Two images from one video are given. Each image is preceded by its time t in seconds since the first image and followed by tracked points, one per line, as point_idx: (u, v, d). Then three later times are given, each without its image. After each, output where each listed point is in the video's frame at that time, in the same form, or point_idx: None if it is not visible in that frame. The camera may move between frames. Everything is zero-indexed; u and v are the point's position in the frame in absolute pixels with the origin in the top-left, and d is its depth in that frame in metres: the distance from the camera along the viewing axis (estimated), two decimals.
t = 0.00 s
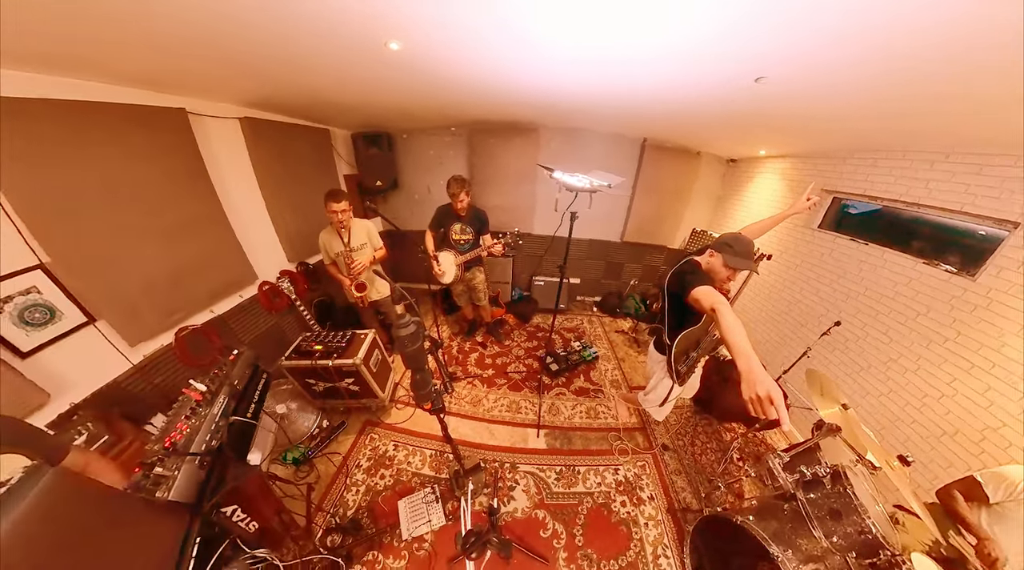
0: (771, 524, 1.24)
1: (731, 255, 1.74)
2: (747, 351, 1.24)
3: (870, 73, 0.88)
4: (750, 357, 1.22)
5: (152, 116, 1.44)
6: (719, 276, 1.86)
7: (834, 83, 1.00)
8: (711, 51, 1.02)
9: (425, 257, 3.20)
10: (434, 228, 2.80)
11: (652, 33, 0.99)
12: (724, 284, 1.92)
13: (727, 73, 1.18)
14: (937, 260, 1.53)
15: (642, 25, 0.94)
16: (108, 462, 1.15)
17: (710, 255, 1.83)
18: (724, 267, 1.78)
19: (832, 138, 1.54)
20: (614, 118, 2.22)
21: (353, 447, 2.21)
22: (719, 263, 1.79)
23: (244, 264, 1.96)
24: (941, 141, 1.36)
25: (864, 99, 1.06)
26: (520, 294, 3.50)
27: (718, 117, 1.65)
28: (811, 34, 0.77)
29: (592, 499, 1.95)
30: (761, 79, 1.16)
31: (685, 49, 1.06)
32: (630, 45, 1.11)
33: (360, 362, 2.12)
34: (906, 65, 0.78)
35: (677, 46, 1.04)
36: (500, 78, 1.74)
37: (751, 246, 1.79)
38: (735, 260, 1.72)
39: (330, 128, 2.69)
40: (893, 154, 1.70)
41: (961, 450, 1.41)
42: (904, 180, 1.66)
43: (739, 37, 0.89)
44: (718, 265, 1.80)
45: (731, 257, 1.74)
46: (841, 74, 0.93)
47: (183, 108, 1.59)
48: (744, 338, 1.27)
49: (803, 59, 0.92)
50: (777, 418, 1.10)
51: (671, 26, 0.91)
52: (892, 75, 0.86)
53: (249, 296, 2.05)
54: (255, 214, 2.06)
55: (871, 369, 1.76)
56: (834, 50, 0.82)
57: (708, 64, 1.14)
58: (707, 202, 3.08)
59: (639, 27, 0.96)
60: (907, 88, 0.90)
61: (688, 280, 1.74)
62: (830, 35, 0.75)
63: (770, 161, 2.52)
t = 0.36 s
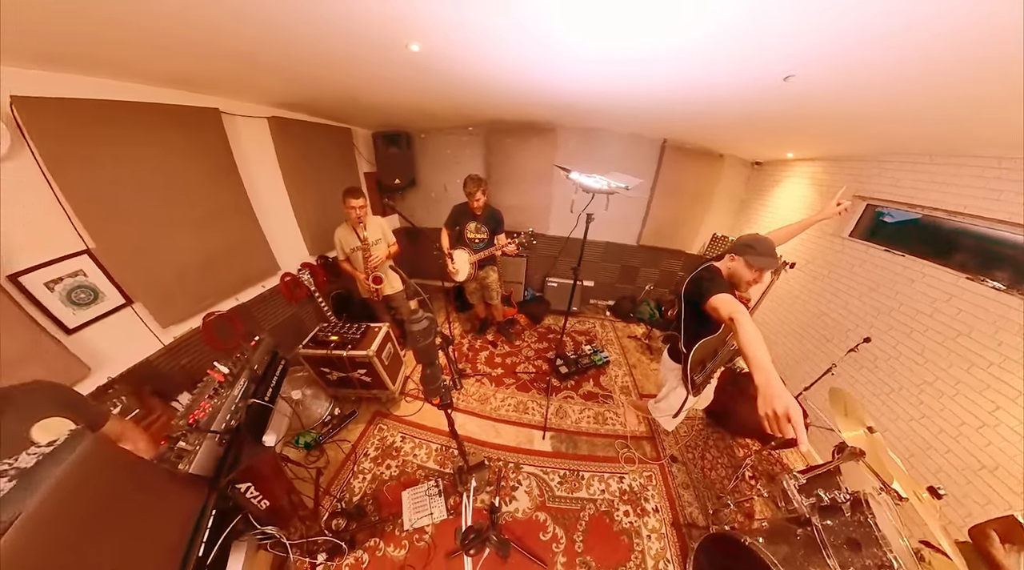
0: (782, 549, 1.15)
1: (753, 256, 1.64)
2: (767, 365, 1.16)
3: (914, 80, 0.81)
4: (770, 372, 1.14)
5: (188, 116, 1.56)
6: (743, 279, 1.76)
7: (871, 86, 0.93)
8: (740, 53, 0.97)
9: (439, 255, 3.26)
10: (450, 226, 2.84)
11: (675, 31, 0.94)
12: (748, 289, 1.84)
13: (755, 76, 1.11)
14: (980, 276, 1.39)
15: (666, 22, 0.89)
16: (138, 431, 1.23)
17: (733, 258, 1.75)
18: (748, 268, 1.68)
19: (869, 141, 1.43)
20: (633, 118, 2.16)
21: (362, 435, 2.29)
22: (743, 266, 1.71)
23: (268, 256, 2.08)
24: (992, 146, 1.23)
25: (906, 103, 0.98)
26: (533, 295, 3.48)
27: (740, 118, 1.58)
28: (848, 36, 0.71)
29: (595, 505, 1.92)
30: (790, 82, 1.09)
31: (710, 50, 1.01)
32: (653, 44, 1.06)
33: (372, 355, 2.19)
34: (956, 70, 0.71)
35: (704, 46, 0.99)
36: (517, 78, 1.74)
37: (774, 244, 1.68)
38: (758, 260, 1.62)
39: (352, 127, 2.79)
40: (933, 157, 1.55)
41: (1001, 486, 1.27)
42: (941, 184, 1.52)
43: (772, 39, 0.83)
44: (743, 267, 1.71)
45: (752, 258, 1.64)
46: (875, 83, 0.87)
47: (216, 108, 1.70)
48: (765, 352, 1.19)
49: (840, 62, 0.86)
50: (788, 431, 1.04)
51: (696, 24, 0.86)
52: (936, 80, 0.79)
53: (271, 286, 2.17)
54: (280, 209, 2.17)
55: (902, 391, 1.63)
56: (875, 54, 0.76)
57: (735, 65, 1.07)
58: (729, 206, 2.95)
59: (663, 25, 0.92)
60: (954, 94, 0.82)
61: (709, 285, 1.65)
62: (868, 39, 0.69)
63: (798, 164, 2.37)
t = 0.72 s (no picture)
0: None
1: (779, 263, 1.55)
2: (791, 381, 1.08)
3: (961, 88, 0.74)
4: (796, 389, 1.06)
5: (221, 115, 1.67)
6: (770, 287, 1.65)
7: (912, 89, 0.85)
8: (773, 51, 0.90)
9: (453, 253, 3.31)
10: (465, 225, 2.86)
11: (703, 26, 0.87)
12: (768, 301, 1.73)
13: (787, 80, 1.04)
14: None
15: (694, 15, 0.83)
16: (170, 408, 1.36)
17: (757, 266, 1.66)
18: (776, 276, 1.58)
19: (914, 143, 1.31)
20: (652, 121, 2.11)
21: (372, 425, 2.36)
22: (770, 274, 1.61)
23: (290, 249, 2.19)
24: None
25: (955, 108, 0.89)
26: (545, 296, 3.46)
27: (763, 124, 1.50)
28: (898, 35, 0.64)
29: (597, 513, 1.88)
30: (822, 86, 1.02)
31: (740, 48, 0.94)
32: (678, 41, 1.00)
33: (385, 348, 2.25)
34: (1016, 76, 0.63)
35: (734, 43, 0.92)
36: (535, 77, 1.73)
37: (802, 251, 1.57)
38: (786, 268, 1.53)
39: (374, 127, 2.89)
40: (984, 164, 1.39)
41: None
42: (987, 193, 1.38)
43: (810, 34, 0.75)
44: (771, 274, 1.61)
45: (778, 265, 1.54)
46: (912, 86, 0.79)
47: (247, 109, 1.81)
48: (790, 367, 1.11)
49: (879, 62, 0.78)
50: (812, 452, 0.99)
51: (728, 18, 0.80)
52: (986, 87, 0.72)
53: (293, 277, 2.29)
54: (302, 204, 2.28)
55: (935, 417, 1.49)
56: (926, 55, 0.68)
57: (764, 67, 1.00)
58: (752, 211, 2.81)
59: (690, 20, 0.86)
60: (1003, 103, 0.74)
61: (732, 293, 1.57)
62: (921, 36, 0.62)
63: (829, 168, 2.22)
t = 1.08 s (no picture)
0: None
1: (811, 272, 1.44)
2: (816, 399, 1.00)
3: (1012, 102, 0.67)
4: (821, 409, 0.98)
5: (251, 114, 1.78)
6: (799, 298, 1.56)
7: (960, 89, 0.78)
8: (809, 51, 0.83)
9: (467, 251, 3.35)
10: (481, 224, 2.88)
11: (730, 20, 0.82)
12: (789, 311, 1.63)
13: (822, 78, 0.96)
14: None
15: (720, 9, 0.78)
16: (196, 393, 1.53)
17: (786, 276, 1.55)
18: (807, 286, 1.48)
19: (958, 154, 1.22)
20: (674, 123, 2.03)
21: (381, 416, 2.44)
22: (800, 284, 1.51)
23: (311, 242, 2.29)
24: None
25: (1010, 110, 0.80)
26: (558, 298, 3.43)
27: (793, 125, 1.40)
28: (938, 31, 0.59)
29: (599, 520, 1.85)
30: (860, 86, 0.94)
31: (772, 45, 0.87)
32: (703, 37, 0.94)
33: (397, 341, 2.31)
34: None
35: (765, 40, 0.86)
36: (554, 77, 1.71)
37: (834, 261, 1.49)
38: (821, 278, 1.43)
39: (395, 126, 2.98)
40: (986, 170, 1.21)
41: None
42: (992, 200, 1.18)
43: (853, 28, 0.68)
44: (801, 284, 1.51)
45: (811, 275, 1.44)
46: (959, 94, 0.72)
47: (275, 108, 1.92)
48: (814, 383, 1.03)
49: (930, 65, 0.71)
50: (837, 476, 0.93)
51: (758, 12, 0.74)
52: None
53: (313, 269, 2.40)
54: (324, 200, 2.39)
55: (976, 449, 1.36)
56: (973, 55, 0.62)
57: (797, 65, 0.93)
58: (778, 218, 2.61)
59: (717, 14, 0.80)
60: None
61: (753, 298, 1.49)
62: (963, 32, 0.57)
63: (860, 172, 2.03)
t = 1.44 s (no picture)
0: None
1: (835, 272, 1.34)
2: (837, 422, 0.93)
3: None
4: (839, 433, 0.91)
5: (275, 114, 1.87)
6: (823, 303, 1.45)
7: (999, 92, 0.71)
8: (842, 51, 0.76)
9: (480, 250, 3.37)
10: (494, 223, 2.87)
11: (753, 17, 0.76)
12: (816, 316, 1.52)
13: (854, 79, 0.89)
14: None
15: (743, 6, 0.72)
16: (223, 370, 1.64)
17: (809, 277, 1.46)
18: (831, 288, 1.38)
19: (996, 176, 1.14)
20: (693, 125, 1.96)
21: (390, 408, 2.51)
22: (823, 286, 1.41)
23: (329, 237, 2.39)
24: None
25: None
26: (570, 300, 3.38)
27: (830, 129, 1.28)
28: (959, 34, 0.55)
29: (599, 527, 1.82)
30: (895, 94, 0.87)
31: (797, 43, 0.81)
32: (724, 35, 0.88)
33: (409, 336, 2.36)
34: None
35: (792, 39, 0.79)
36: (567, 76, 1.69)
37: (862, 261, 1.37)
38: (845, 278, 1.32)
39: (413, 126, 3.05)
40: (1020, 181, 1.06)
41: None
42: None
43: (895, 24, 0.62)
44: (825, 285, 1.40)
45: (835, 275, 1.34)
46: (997, 101, 0.66)
47: (298, 108, 2.01)
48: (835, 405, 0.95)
49: (971, 76, 0.64)
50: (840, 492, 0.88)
51: (780, 10, 0.69)
52: None
53: (330, 263, 2.49)
54: (343, 196, 2.47)
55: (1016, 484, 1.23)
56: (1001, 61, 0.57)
57: (829, 65, 0.86)
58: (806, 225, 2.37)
59: (741, 10, 0.74)
60: None
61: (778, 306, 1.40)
62: (985, 33, 0.52)
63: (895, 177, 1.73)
